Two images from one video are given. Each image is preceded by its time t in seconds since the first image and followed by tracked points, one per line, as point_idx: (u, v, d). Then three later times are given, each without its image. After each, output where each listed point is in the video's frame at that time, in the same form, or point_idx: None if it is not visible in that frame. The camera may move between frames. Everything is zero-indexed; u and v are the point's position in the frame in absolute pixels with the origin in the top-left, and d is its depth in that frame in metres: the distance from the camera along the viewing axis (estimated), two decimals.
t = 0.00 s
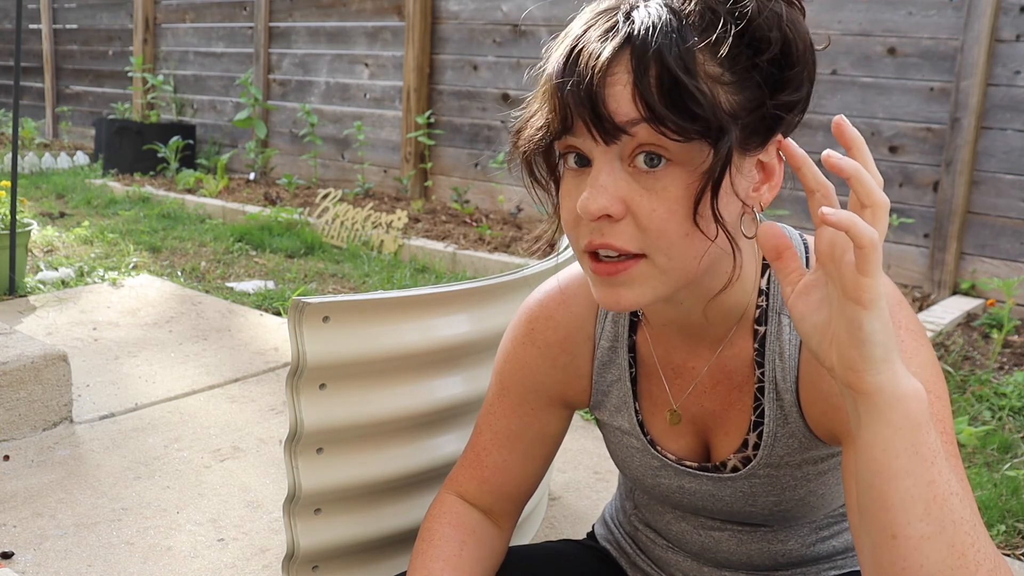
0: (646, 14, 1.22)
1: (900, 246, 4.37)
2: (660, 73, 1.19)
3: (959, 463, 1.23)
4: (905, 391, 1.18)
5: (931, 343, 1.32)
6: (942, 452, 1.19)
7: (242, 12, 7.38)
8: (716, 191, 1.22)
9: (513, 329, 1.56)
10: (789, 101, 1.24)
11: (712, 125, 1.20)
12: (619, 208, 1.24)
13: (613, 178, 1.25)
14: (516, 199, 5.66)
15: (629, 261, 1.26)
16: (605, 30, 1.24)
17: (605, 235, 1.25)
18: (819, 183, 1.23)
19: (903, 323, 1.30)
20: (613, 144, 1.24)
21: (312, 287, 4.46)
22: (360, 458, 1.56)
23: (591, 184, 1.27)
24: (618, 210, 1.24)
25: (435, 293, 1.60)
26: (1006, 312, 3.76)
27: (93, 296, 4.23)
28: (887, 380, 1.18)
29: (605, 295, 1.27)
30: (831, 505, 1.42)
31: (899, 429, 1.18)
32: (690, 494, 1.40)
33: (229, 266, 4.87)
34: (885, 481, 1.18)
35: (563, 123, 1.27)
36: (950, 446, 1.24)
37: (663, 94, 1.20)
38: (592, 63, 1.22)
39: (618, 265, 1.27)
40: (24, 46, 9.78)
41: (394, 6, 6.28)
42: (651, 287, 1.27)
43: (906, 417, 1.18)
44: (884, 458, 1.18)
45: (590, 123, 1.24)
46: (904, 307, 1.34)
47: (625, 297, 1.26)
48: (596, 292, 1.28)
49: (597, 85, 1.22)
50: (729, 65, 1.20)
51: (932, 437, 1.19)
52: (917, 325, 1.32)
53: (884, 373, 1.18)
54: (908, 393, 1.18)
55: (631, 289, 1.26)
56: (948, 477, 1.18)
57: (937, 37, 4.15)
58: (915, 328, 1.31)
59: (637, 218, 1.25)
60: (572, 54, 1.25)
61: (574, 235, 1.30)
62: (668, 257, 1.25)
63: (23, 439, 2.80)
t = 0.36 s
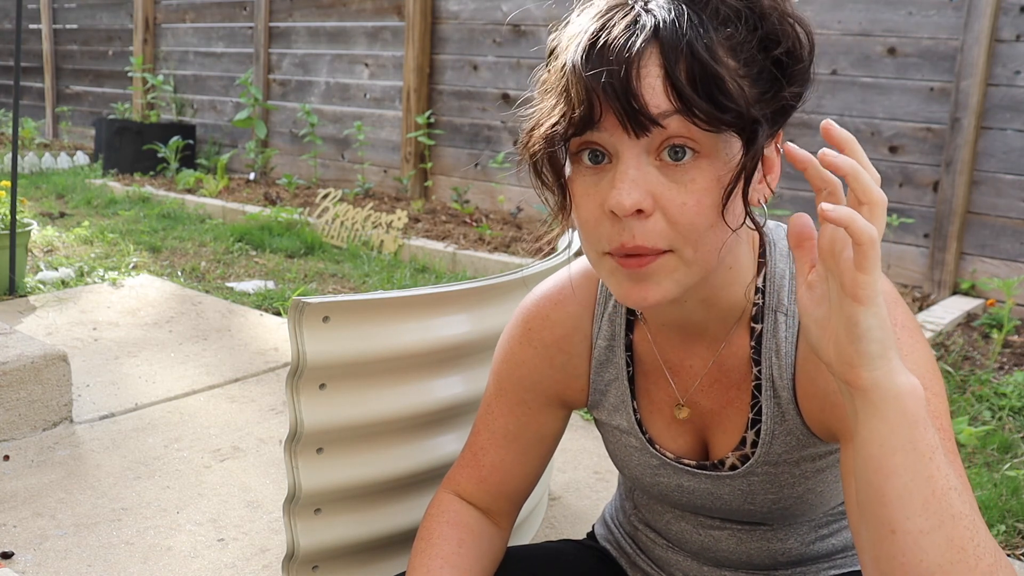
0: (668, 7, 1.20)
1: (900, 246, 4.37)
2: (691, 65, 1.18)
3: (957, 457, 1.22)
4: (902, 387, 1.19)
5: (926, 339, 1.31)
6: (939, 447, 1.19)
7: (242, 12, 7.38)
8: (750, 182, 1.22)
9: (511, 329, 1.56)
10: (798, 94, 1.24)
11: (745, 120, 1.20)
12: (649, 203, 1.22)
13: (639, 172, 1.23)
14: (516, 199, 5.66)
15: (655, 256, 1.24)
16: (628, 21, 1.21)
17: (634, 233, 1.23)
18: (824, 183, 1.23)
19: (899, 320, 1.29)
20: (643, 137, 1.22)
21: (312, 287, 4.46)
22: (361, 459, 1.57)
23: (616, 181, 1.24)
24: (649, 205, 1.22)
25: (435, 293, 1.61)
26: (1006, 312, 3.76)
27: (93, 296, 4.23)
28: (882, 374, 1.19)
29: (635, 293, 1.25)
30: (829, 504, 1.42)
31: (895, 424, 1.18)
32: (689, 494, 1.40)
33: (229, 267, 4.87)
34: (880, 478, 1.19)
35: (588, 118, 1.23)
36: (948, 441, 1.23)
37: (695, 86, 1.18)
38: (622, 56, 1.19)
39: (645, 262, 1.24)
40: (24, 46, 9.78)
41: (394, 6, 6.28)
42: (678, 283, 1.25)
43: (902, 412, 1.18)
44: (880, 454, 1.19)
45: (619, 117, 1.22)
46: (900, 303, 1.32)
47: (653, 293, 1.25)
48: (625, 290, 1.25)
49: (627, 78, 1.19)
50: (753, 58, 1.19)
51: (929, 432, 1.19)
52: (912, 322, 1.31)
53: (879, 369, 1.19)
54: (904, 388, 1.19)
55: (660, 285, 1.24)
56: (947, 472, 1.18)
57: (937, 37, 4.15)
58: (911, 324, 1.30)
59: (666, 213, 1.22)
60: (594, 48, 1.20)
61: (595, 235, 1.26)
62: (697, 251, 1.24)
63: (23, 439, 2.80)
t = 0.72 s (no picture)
0: (665, 9, 1.19)
1: (900, 246, 4.37)
2: (690, 69, 1.18)
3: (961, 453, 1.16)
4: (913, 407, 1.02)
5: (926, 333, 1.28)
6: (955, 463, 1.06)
7: (242, 12, 7.38)
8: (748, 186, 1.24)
9: (511, 330, 1.56)
10: (794, 93, 1.25)
11: (743, 123, 1.20)
12: (651, 207, 1.21)
13: (640, 176, 1.23)
14: (515, 199, 5.67)
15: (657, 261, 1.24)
16: (625, 24, 1.20)
17: (635, 237, 1.22)
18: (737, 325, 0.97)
19: (899, 315, 1.26)
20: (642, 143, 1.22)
21: (312, 287, 4.46)
22: (360, 462, 1.57)
23: (617, 185, 1.23)
24: (651, 210, 1.21)
25: (436, 292, 1.61)
26: (1006, 312, 3.76)
27: (93, 296, 4.23)
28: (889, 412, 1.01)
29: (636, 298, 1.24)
30: (829, 499, 1.41)
31: (909, 448, 1.03)
32: (689, 490, 1.40)
33: (229, 266, 4.87)
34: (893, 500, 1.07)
35: (587, 123, 1.23)
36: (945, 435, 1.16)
37: (694, 90, 1.18)
38: (621, 61, 1.18)
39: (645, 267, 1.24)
40: (24, 45, 9.78)
41: (394, 6, 6.28)
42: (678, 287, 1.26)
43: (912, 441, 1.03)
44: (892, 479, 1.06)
45: (619, 121, 1.21)
46: (898, 299, 1.30)
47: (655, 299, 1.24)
48: (627, 296, 1.25)
49: (626, 82, 1.19)
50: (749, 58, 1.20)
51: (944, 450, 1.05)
52: (912, 316, 1.28)
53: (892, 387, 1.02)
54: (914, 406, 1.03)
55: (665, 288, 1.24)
56: (962, 488, 1.06)
57: (937, 37, 4.15)
58: (911, 318, 1.27)
59: (667, 216, 1.22)
60: (593, 51, 1.19)
61: (594, 239, 1.26)
62: (696, 257, 1.25)
63: (24, 439, 2.80)
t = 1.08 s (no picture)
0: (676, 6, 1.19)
1: (900, 246, 4.37)
2: (701, 66, 1.17)
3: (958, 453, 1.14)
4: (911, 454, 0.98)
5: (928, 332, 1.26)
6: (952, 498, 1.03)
7: (242, 12, 7.38)
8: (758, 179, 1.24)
9: (512, 328, 1.55)
10: (798, 89, 1.26)
11: (753, 118, 1.21)
12: (662, 203, 1.21)
13: (651, 172, 1.23)
14: (516, 199, 5.67)
15: (667, 255, 1.23)
16: (636, 21, 1.19)
17: (645, 233, 1.22)
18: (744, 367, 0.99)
19: (899, 313, 1.24)
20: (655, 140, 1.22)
21: (312, 287, 4.46)
22: (362, 461, 1.57)
23: (628, 182, 1.23)
24: (662, 206, 1.21)
25: (436, 292, 1.61)
26: (1006, 312, 3.76)
27: (93, 296, 4.23)
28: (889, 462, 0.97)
29: (648, 292, 1.24)
30: (830, 499, 1.41)
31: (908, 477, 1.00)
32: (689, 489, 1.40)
33: (229, 266, 4.87)
34: (889, 521, 1.03)
35: (600, 121, 1.22)
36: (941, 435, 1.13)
37: (705, 87, 1.18)
38: (633, 59, 1.18)
39: (657, 261, 1.23)
40: (24, 46, 9.78)
41: (394, 6, 6.28)
42: (689, 279, 1.25)
43: (908, 481, 0.99)
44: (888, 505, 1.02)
45: (630, 118, 1.21)
46: (900, 298, 1.28)
47: (666, 291, 1.24)
48: (637, 290, 1.24)
49: (638, 79, 1.18)
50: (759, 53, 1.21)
51: (941, 488, 1.01)
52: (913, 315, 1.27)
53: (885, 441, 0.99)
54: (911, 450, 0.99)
55: (675, 281, 1.24)
56: (956, 522, 1.04)
57: (937, 37, 4.15)
58: (912, 316, 1.25)
59: (677, 211, 1.22)
60: (605, 49, 1.19)
61: (604, 236, 1.25)
62: (708, 246, 1.24)
63: (23, 439, 2.80)
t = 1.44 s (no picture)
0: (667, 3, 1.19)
1: (900, 246, 4.37)
2: (688, 60, 1.17)
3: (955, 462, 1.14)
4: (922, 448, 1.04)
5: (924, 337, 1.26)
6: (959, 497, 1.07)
7: (242, 12, 7.38)
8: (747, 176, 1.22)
9: (508, 330, 1.55)
10: (796, 89, 1.24)
11: (741, 116, 1.20)
12: (646, 195, 1.21)
13: (636, 165, 1.23)
14: (515, 199, 5.67)
15: (651, 247, 1.22)
16: (627, 15, 1.20)
17: (630, 224, 1.21)
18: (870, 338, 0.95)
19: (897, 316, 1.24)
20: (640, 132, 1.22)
21: (312, 287, 4.46)
22: (361, 459, 1.56)
23: (614, 174, 1.23)
24: (646, 198, 1.21)
25: (435, 293, 1.61)
26: (1006, 312, 3.76)
27: (93, 296, 4.23)
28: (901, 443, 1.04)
29: (629, 283, 1.23)
30: (827, 500, 1.41)
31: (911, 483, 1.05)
32: (687, 491, 1.40)
33: (229, 266, 4.87)
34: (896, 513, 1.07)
35: (586, 113, 1.23)
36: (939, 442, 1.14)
37: (691, 82, 1.18)
38: (620, 53, 1.18)
39: (639, 252, 1.22)
40: (24, 46, 9.78)
41: (394, 6, 6.28)
42: (674, 273, 1.23)
43: (914, 471, 1.05)
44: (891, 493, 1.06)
45: (617, 111, 1.21)
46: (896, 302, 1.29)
47: (648, 282, 1.22)
48: (617, 280, 1.23)
49: (625, 71, 1.19)
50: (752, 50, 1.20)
51: (949, 484, 1.06)
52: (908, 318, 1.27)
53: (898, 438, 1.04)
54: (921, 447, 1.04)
55: (659, 273, 1.23)
56: (963, 520, 1.08)
57: (937, 37, 4.15)
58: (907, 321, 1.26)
59: (663, 204, 1.21)
60: (593, 41, 1.20)
61: (589, 226, 1.25)
62: (695, 242, 1.22)
63: (24, 439, 2.80)
